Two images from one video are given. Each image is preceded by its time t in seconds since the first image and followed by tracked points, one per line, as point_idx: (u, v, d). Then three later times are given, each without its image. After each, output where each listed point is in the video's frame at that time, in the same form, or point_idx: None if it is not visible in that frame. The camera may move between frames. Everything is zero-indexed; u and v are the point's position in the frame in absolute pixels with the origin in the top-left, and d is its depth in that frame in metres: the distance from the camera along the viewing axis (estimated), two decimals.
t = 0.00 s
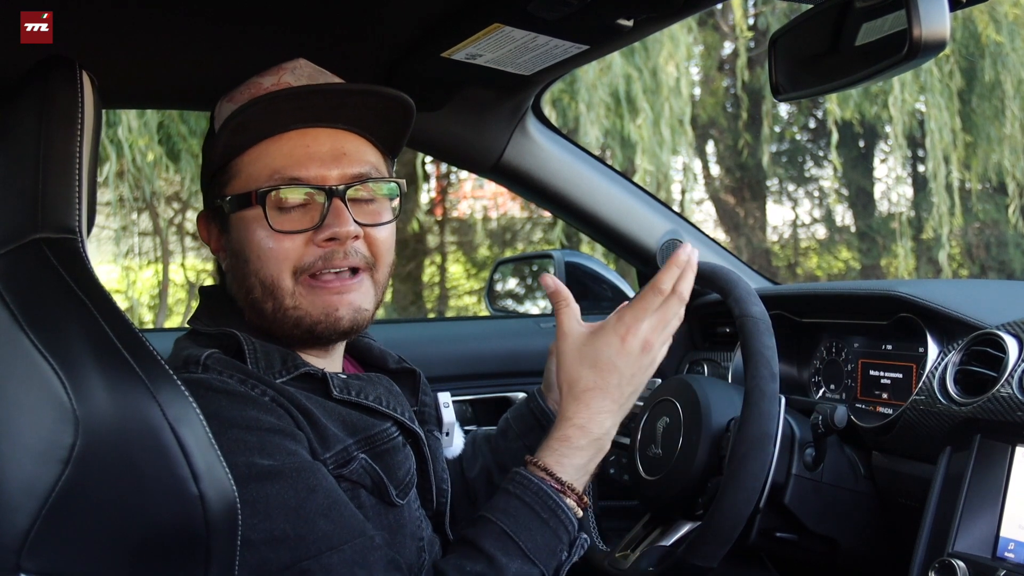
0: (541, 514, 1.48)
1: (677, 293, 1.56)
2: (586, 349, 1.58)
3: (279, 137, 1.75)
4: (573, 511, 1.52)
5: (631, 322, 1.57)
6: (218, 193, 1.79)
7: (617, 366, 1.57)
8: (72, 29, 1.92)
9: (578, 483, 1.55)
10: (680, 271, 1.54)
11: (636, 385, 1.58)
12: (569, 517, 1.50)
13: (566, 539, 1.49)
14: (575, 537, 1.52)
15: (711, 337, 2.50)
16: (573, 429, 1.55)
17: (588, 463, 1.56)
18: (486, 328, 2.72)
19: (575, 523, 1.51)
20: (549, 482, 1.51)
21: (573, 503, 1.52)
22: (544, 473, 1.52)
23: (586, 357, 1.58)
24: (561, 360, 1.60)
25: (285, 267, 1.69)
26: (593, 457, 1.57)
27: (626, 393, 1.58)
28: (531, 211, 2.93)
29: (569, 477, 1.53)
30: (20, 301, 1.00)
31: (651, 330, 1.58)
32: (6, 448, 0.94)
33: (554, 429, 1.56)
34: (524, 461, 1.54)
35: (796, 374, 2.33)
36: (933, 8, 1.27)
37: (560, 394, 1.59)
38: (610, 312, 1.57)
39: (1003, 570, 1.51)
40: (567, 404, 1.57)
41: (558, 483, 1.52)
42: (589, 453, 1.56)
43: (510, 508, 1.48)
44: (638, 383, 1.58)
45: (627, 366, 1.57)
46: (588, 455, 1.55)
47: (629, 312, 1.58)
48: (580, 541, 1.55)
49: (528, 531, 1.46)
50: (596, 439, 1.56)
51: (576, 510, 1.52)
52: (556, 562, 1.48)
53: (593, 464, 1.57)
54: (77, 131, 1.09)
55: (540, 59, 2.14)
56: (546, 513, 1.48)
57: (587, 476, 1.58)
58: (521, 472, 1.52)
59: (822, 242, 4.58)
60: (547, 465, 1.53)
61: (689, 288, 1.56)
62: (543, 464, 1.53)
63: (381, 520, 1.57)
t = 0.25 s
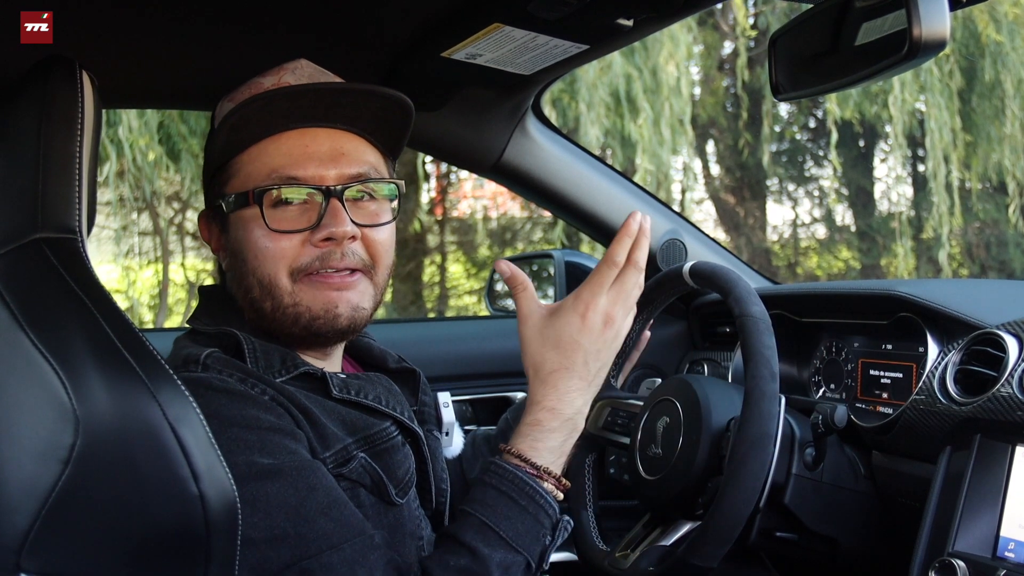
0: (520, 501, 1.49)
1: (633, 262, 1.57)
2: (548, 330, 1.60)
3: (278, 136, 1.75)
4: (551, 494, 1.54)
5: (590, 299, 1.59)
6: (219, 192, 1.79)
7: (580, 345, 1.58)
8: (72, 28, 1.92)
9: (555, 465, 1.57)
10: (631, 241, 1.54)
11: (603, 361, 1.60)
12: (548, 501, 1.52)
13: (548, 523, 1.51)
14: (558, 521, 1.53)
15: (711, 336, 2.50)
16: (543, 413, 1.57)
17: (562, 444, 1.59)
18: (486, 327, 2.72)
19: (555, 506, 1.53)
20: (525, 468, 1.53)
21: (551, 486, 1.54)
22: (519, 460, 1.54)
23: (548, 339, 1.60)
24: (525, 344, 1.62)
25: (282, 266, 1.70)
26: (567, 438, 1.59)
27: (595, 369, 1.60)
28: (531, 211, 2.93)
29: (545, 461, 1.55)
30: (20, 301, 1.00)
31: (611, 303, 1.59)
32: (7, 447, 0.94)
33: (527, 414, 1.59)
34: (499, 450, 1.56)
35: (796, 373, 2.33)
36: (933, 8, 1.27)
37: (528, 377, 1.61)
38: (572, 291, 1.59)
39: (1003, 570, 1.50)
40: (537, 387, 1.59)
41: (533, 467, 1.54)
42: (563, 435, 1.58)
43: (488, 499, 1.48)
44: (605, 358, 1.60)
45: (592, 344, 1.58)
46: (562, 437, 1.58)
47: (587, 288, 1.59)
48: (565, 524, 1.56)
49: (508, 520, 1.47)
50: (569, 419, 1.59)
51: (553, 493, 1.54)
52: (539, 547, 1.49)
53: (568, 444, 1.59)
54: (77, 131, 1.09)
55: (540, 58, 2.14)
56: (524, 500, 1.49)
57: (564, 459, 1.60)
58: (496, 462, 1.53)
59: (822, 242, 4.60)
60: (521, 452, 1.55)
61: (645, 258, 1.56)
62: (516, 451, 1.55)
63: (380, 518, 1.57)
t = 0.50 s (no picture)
0: (505, 496, 1.51)
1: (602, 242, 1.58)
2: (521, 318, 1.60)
3: (283, 135, 1.76)
4: (538, 485, 1.56)
5: (561, 284, 1.58)
6: (224, 190, 1.81)
7: (556, 332, 1.59)
8: (71, 29, 1.92)
9: (539, 456, 1.59)
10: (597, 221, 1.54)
11: (580, 346, 1.61)
12: (533, 494, 1.53)
13: (536, 514, 1.52)
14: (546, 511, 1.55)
15: (711, 336, 2.51)
16: (523, 403, 1.59)
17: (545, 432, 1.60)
18: (485, 327, 2.72)
19: (542, 497, 1.54)
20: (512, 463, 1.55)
21: (536, 477, 1.57)
22: (502, 453, 1.56)
23: (521, 328, 1.59)
24: (500, 334, 1.61)
25: (285, 266, 1.69)
26: (551, 426, 1.61)
27: (573, 355, 1.61)
28: (531, 211, 2.93)
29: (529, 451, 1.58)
30: (20, 301, 1.00)
31: (584, 287, 1.59)
32: (6, 448, 0.94)
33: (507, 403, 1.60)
34: (484, 444, 1.58)
35: (796, 374, 2.33)
36: (932, 9, 1.27)
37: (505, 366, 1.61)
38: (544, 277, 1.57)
39: (1003, 570, 1.50)
40: (515, 377, 1.60)
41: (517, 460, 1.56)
42: (545, 424, 1.60)
43: (473, 496, 1.49)
44: (581, 344, 1.61)
45: (569, 330, 1.59)
46: (545, 426, 1.60)
47: (556, 273, 1.58)
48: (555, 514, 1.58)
49: (495, 515, 1.48)
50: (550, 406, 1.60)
51: (539, 483, 1.57)
52: (529, 539, 1.51)
53: (552, 431, 1.61)
54: (77, 132, 1.09)
55: (540, 59, 2.14)
56: (509, 495, 1.51)
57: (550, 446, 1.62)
58: (480, 458, 1.54)
59: (822, 242, 4.53)
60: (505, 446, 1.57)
61: (614, 238, 1.57)
62: (501, 443, 1.58)
63: (380, 518, 1.57)
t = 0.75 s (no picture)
0: (540, 520, 1.44)
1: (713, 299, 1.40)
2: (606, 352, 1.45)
3: (290, 135, 1.76)
4: (581, 521, 1.48)
5: (655, 326, 1.42)
6: (230, 189, 1.80)
7: (639, 376, 1.44)
8: (72, 29, 1.92)
9: (588, 491, 1.49)
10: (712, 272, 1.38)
11: (658, 392, 1.46)
12: (576, 528, 1.46)
13: (569, 546, 1.45)
14: (585, 546, 1.46)
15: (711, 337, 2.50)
16: (582, 434, 1.48)
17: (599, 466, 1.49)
18: (485, 328, 2.72)
19: (584, 533, 1.46)
20: (553, 491, 1.46)
21: (580, 513, 1.48)
22: (551, 482, 1.47)
23: (604, 364, 1.46)
24: (581, 362, 1.48)
25: (291, 265, 1.69)
26: (607, 463, 1.50)
27: (648, 399, 1.46)
28: (531, 211, 2.93)
29: (578, 486, 1.48)
30: (19, 301, 1.00)
31: (679, 332, 1.42)
32: (7, 448, 0.95)
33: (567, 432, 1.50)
34: (533, 468, 1.50)
35: (797, 374, 2.33)
36: (932, 9, 1.27)
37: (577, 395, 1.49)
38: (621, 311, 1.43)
39: (1003, 570, 1.50)
40: (582, 408, 1.49)
41: (561, 489, 1.47)
42: (603, 459, 1.49)
43: (511, 519, 1.44)
44: (659, 389, 1.46)
45: (651, 376, 1.43)
46: (601, 461, 1.49)
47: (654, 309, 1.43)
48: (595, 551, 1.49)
49: (520, 531, 1.43)
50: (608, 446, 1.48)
51: (582, 520, 1.48)
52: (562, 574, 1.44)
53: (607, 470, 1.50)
54: (77, 132, 1.09)
55: (541, 59, 2.14)
56: (548, 524, 1.44)
57: (603, 485, 1.51)
58: (527, 479, 1.48)
59: (822, 242, 4.65)
60: (555, 475, 1.48)
61: (730, 292, 1.40)
62: (551, 472, 1.48)
63: (383, 522, 1.56)
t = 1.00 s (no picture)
0: (579, 536, 1.28)
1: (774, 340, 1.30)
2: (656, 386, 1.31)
3: (301, 141, 1.76)
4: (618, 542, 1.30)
5: (717, 359, 1.28)
6: (239, 189, 1.80)
7: (687, 403, 1.28)
8: (72, 29, 1.92)
9: (628, 512, 1.31)
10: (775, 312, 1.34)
11: (706, 429, 1.28)
12: (611, 546, 1.28)
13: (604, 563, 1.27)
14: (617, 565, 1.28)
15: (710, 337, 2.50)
16: (627, 455, 1.31)
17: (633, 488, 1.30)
18: (485, 329, 2.72)
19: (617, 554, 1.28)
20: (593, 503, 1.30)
21: (620, 535, 1.30)
22: (590, 497, 1.31)
23: (658, 386, 1.30)
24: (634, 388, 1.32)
25: (294, 273, 1.69)
26: (647, 491, 1.31)
27: (696, 432, 1.29)
28: (531, 211, 2.93)
29: (617, 505, 1.30)
30: (19, 302, 1.00)
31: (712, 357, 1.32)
32: (6, 448, 0.94)
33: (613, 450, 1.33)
34: (575, 477, 1.34)
35: (797, 375, 2.33)
36: (932, 9, 1.27)
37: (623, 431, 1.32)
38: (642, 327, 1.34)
39: (1003, 570, 1.50)
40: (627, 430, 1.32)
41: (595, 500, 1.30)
42: (642, 485, 1.31)
43: (548, 525, 1.29)
44: (712, 426, 1.28)
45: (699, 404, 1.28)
46: (640, 487, 1.30)
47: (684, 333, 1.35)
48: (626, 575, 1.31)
49: (558, 545, 1.28)
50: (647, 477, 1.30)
51: (620, 543, 1.30)
52: None
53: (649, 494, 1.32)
54: (77, 133, 1.09)
55: (541, 60, 2.14)
56: (584, 539, 1.28)
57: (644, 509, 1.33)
58: (567, 489, 1.32)
59: (822, 243, 4.69)
60: (596, 488, 1.31)
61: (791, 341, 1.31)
62: (592, 488, 1.31)
63: (381, 523, 1.56)
